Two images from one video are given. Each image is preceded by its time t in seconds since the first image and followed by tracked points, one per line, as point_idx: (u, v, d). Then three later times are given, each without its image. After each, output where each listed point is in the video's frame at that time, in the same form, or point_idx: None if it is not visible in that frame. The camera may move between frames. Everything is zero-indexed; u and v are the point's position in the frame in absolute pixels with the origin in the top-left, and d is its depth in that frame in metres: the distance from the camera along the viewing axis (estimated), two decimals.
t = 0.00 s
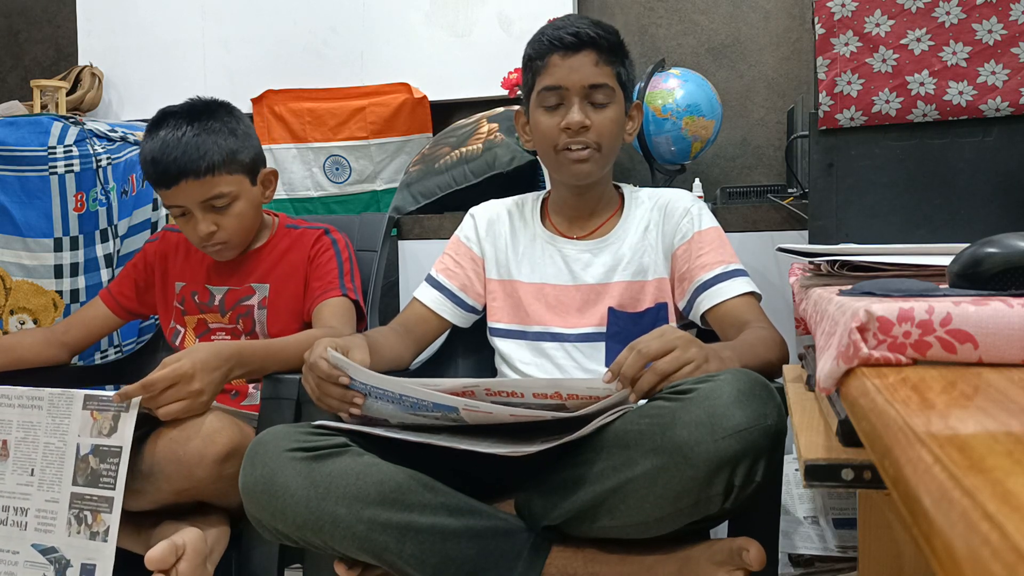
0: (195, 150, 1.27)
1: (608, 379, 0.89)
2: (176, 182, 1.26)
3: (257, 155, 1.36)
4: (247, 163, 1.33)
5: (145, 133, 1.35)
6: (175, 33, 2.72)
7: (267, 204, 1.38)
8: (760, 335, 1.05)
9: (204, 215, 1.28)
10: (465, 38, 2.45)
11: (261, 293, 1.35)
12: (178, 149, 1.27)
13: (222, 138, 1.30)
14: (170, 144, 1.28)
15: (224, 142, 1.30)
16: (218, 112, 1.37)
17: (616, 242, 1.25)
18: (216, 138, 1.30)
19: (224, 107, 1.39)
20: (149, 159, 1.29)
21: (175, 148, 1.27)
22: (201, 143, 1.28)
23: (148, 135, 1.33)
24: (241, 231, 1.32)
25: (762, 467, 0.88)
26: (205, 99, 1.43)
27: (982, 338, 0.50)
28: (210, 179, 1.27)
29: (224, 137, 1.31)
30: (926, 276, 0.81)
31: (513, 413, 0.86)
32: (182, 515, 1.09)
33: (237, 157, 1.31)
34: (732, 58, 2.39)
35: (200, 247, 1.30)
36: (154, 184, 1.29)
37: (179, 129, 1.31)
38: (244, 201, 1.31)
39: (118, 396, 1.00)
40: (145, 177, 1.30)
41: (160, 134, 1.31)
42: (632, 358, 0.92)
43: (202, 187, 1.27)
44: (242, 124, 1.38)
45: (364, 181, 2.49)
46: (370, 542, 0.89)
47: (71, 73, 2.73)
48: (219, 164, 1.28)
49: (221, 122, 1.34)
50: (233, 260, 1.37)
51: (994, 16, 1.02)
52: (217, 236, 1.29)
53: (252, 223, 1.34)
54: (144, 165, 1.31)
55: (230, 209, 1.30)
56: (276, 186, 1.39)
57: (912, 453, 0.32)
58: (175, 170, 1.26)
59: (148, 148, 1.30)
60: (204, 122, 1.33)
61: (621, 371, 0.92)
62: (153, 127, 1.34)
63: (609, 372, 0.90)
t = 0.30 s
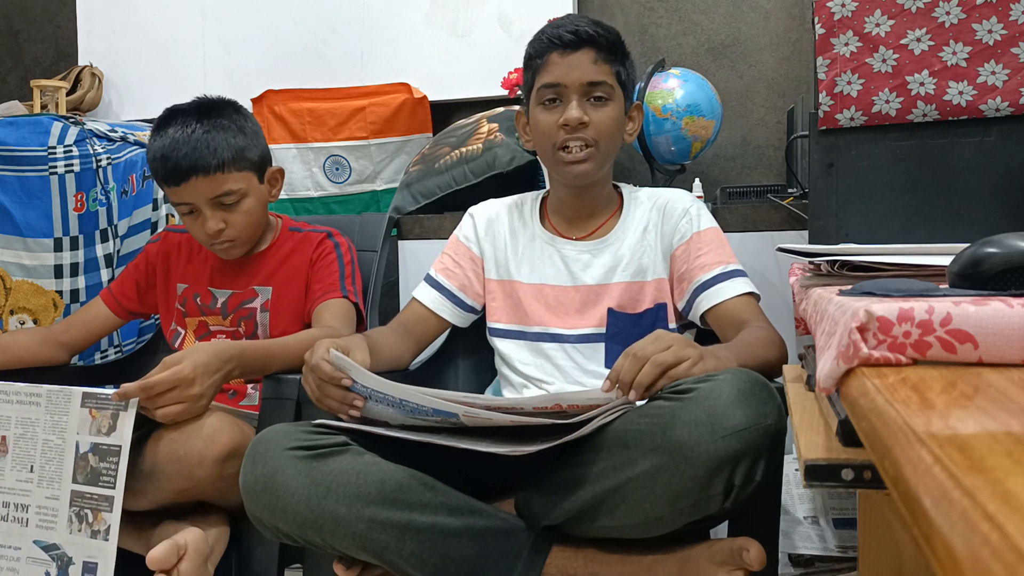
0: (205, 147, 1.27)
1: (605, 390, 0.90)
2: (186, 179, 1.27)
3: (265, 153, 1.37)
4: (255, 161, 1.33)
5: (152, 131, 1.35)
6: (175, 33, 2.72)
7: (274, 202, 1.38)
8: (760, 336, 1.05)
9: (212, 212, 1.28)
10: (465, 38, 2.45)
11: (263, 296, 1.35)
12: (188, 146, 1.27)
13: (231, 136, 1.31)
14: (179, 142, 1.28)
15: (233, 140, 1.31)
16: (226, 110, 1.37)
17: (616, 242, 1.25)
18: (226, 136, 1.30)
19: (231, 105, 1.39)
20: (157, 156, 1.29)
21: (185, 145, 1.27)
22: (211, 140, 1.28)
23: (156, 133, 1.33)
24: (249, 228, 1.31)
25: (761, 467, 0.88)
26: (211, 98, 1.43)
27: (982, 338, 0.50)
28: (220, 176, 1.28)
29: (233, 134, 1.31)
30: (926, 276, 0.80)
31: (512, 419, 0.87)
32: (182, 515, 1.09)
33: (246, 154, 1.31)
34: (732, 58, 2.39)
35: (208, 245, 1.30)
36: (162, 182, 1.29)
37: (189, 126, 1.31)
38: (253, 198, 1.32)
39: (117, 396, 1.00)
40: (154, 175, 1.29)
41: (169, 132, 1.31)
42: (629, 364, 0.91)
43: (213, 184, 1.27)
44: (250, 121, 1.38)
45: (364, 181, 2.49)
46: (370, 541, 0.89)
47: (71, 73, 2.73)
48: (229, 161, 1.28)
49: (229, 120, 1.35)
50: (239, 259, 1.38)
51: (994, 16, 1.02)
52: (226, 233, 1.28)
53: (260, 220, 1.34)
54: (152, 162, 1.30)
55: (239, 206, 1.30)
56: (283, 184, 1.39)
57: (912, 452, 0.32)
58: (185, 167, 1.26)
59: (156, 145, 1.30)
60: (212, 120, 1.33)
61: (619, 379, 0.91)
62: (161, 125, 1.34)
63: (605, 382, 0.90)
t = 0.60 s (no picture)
0: (203, 153, 1.27)
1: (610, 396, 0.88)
2: (186, 186, 1.26)
3: (262, 155, 1.36)
4: (253, 163, 1.33)
5: (147, 139, 1.34)
6: (175, 33, 2.72)
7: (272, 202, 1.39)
8: (760, 335, 1.05)
9: (215, 218, 1.28)
10: (465, 38, 2.45)
11: (264, 297, 1.35)
12: (186, 153, 1.27)
13: (228, 140, 1.30)
14: (177, 150, 1.27)
15: (230, 144, 1.30)
16: (219, 114, 1.36)
17: (615, 242, 1.25)
18: (223, 140, 1.30)
19: (224, 109, 1.39)
20: (156, 164, 1.28)
21: (183, 152, 1.27)
22: (208, 145, 1.28)
23: (152, 142, 1.32)
24: (251, 230, 1.32)
25: (761, 466, 0.88)
26: (203, 103, 1.42)
27: (982, 338, 0.50)
28: (220, 181, 1.28)
29: (230, 138, 1.31)
30: (926, 276, 0.80)
31: (514, 409, 0.86)
32: (182, 515, 1.09)
33: (244, 158, 1.31)
34: (732, 58, 2.39)
35: (212, 251, 1.30)
36: (162, 190, 1.29)
37: (184, 132, 1.31)
38: (253, 201, 1.32)
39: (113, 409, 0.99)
40: (153, 184, 1.29)
41: (164, 140, 1.30)
42: (630, 372, 0.89)
43: (213, 190, 1.27)
44: (244, 124, 1.38)
45: (364, 181, 2.49)
46: (370, 541, 0.89)
47: (71, 73, 2.73)
48: (228, 165, 1.28)
49: (224, 124, 1.34)
50: (242, 262, 1.37)
51: (994, 16, 1.02)
52: (229, 238, 1.29)
53: (261, 221, 1.34)
54: (150, 172, 1.30)
55: (240, 211, 1.30)
56: (281, 184, 1.39)
57: (913, 452, 0.32)
58: (185, 175, 1.26)
59: (153, 154, 1.30)
60: (208, 125, 1.33)
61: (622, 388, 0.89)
62: (156, 133, 1.34)
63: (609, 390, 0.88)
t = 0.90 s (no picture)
0: (190, 153, 1.27)
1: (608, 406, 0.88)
2: (175, 187, 1.27)
3: (252, 153, 1.36)
4: (242, 162, 1.32)
5: (137, 142, 1.35)
6: (175, 33, 2.72)
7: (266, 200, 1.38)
8: (759, 335, 1.05)
9: (206, 217, 1.28)
10: (465, 38, 2.45)
11: (265, 296, 1.35)
12: (173, 154, 1.27)
13: (215, 139, 1.30)
14: (164, 151, 1.28)
15: (217, 143, 1.30)
16: (207, 113, 1.36)
17: (615, 243, 1.25)
18: (209, 140, 1.29)
19: (213, 109, 1.38)
20: (144, 166, 1.29)
21: (170, 153, 1.27)
22: (194, 146, 1.28)
23: (141, 144, 1.32)
24: (244, 229, 1.31)
25: (761, 464, 0.88)
26: (193, 103, 1.42)
27: (982, 338, 0.50)
28: (208, 181, 1.27)
29: (217, 137, 1.31)
30: (926, 276, 0.80)
31: (517, 407, 0.86)
32: (182, 514, 1.09)
33: (232, 156, 1.31)
34: (732, 58, 2.39)
35: (207, 250, 1.30)
36: (154, 192, 1.29)
37: (172, 133, 1.31)
38: (245, 199, 1.31)
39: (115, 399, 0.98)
40: (143, 186, 1.30)
41: (153, 141, 1.31)
42: (630, 382, 0.88)
43: (202, 190, 1.27)
44: (232, 123, 1.37)
45: (364, 181, 2.49)
46: (371, 536, 0.89)
47: (71, 73, 2.73)
48: (215, 165, 1.28)
49: (212, 123, 1.34)
50: (237, 262, 1.38)
51: (994, 16, 1.01)
52: (221, 237, 1.29)
53: (254, 219, 1.33)
54: (140, 174, 1.30)
55: (231, 209, 1.29)
56: (273, 182, 1.39)
57: (912, 452, 0.32)
58: (173, 176, 1.26)
59: (142, 156, 1.30)
60: (195, 125, 1.32)
61: (622, 396, 0.89)
62: (145, 134, 1.34)
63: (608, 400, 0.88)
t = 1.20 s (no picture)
0: (190, 149, 1.27)
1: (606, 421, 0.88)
2: (175, 182, 1.27)
3: (254, 150, 1.36)
4: (243, 157, 1.32)
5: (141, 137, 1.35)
6: (175, 33, 2.72)
7: (269, 196, 1.38)
8: (759, 336, 1.04)
9: (206, 212, 1.28)
10: (465, 38, 2.45)
11: (268, 294, 1.35)
12: (173, 149, 1.27)
13: (216, 135, 1.30)
14: (164, 146, 1.28)
15: (218, 139, 1.30)
16: (209, 109, 1.36)
17: (616, 244, 1.25)
18: (210, 136, 1.30)
19: (215, 105, 1.39)
20: (146, 161, 1.29)
21: (171, 148, 1.27)
22: (195, 141, 1.28)
23: (144, 139, 1.33)
24: (246, 225, 1.31)
25: (761, 463, 0.88)
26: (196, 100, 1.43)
27: (982, 338, 0.50)
28: (209, 175, 1.27)
29: (218, 133, 1.31)
30: (926, 275, 0.80)
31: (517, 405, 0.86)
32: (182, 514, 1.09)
33: (233, 152, 1.31)
34: (732, 58, 2.39)
35: (208, 246, 1.30)
36: (155, 186, 1.30)
37: (174, 128, 1.31)
38: (246, 195, 1.31)
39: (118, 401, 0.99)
40: (145, 181, 1.30)
41: (155, 136, 1.31)
42: (626, 394, 0.88)
43: (203, 184, 1.27)
44: (235, 119, 1.37)
45: (364, 181, 2.49)
46: (373, 532, 0.89)
47: (71, 73, 2.73)
48: (215, 160, 1.28)
49: (214, 119, 1.34)
50: (240, 258, 1.38)
51: (994, 16, 1.02)
52: (223, 233, 1.28)
53: (256, 215, 1.33)
54: (142, 169, 1.31)
55: (232, 204, 1.29)
56: (276, 178, 1.39)
57: (913, 452, 0.32)
58: (174, 171, 1.26)
59: (144, 151, 1.31)
60: (197, 121, 1.33)
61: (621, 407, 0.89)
62: (148, 130, 1.34)
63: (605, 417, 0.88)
